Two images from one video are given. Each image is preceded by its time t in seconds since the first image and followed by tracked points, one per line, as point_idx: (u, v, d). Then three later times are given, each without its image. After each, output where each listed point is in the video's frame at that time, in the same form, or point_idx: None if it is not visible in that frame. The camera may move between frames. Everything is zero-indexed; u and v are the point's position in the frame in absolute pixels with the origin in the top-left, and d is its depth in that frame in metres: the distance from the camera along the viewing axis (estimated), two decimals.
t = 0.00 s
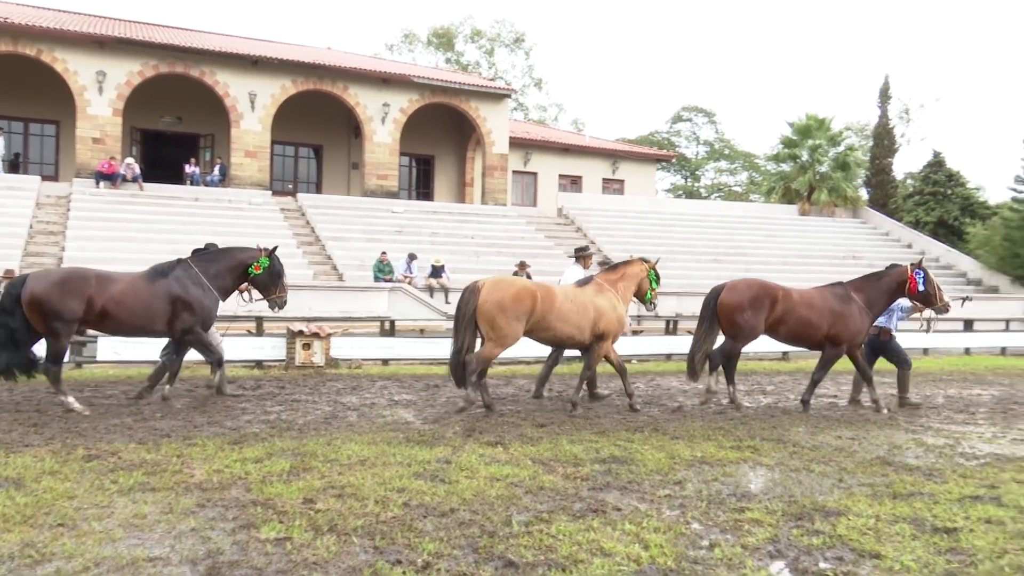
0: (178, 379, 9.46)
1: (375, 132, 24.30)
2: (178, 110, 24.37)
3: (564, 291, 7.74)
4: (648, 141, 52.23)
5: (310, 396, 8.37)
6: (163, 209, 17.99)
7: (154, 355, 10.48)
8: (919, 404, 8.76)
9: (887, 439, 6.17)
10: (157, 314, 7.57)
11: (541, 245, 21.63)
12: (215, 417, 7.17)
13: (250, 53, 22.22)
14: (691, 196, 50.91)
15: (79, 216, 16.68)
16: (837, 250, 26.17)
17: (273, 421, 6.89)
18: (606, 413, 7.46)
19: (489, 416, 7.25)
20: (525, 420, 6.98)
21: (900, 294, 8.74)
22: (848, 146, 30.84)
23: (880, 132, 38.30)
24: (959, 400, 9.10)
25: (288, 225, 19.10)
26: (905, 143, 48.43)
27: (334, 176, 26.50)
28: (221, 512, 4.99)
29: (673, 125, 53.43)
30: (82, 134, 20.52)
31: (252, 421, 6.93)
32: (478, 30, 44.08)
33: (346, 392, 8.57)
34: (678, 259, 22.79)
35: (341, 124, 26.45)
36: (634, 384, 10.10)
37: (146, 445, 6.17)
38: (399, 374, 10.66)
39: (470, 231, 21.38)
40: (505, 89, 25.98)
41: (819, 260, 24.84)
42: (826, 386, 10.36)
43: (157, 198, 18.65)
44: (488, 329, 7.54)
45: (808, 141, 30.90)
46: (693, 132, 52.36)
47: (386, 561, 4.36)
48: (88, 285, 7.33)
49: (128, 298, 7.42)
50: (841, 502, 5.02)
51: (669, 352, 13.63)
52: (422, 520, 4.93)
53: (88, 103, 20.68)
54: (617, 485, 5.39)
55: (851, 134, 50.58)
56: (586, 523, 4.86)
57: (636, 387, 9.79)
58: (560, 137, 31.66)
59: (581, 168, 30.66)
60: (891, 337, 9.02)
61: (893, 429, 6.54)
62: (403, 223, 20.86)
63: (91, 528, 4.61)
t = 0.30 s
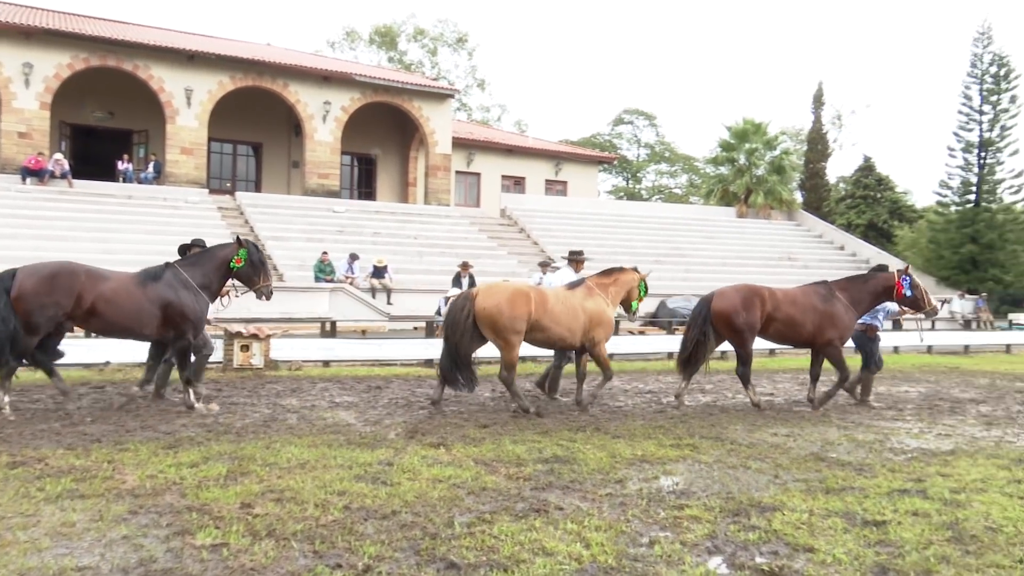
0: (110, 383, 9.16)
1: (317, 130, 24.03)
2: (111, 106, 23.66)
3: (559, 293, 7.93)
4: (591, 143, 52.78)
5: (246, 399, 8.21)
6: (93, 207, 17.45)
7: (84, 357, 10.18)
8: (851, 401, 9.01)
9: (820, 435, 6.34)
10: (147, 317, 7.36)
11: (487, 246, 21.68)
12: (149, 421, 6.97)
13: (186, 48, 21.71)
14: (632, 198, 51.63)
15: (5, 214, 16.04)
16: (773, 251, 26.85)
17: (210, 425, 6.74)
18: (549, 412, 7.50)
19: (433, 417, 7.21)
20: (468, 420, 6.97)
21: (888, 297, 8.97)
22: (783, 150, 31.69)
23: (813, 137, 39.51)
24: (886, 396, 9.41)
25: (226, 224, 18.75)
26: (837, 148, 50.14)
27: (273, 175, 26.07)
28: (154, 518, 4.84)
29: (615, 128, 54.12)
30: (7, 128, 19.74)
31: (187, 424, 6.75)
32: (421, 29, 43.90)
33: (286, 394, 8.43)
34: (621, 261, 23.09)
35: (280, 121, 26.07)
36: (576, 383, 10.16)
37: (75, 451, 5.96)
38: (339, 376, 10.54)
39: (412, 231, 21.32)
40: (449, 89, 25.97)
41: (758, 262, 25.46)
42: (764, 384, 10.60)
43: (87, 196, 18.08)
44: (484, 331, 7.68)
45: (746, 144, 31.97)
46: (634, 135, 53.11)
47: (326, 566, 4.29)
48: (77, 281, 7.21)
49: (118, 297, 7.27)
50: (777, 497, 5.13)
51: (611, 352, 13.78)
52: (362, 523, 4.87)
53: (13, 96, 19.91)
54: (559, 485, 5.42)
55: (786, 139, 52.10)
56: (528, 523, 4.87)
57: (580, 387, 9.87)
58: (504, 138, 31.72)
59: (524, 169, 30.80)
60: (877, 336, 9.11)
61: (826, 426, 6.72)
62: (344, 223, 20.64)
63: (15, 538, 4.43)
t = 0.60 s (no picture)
0: (75, 385, 8.99)
1: (287, 130, 23.86)
2: (75, 102, 23.30)
3: (581, 294, 8.11)
4: (563, 143, 52.90)
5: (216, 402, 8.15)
6: (57, 205, 17.18)
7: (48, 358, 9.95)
8: (819, 400, 9.12)
9: (788, 434, 6.41)
10: (169, 318, 7.51)
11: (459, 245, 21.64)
12: (116, 423, 6.87)
13: (154, 45, 21.42)
14: (604, 199, 51.88)
15: None
16: (742, 252, 27.12)
17: (177, 426, 6.66)
18: (521, 412, 7.51)
19: (402, 418, 7.17)
20: (440, 421, 6.95)
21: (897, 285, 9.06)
22: (753, 152, 32.11)
23: (784, 139, 39.96)
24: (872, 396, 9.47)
25: (194, 223, 18.57)
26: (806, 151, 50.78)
27: (242, 173, 25.91)
28: (120, 522, 4.77)
29: (587, 128, 54.30)
30: None
31: (155, 426, 6.66)
32: (393, 28, 43.71)
33: (256, 395, 8.36)
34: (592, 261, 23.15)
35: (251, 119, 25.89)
36: (547, 385, 10.18)
37: (38, 453, 5.85)
38: (309, 377, 10.47)
39: (384, 230, 21.25)
40: (421, 89, 25.92)
41: (730, 262, 25.70)
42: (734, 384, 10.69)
43: (50, 193, 17.80)
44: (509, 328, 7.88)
45: (716, 146, 32.17)
46: (606, 136, 53.32)
47: (296, 567, 4.25)
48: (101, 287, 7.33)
49: (142, 300, 7.42)
50: (746, 495, 5.18)
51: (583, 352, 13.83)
52: (333, 524, 4.84)
53: None
54: (530, 484, 5.42)
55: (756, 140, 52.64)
56: (499, 523, 4.87)
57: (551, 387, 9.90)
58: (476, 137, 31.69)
59: (497, 169, 30.81)
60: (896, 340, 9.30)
61: (795, 425, 6.79)
62: (315, 222, 20.51)
63: None
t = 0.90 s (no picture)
0: None
1: (217, 116, 23.06)
2: None
3: (578, 297, 7.95)
4: (515, 135, 52.65)
5: (142, 413, 7.67)
6: None
7: None
8: (773, 404, 9.03)
9: (747, 440, 6.24)
10: (151, 321, 7.24)
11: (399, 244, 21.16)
12: (27, 435, 6.38)
13: (70, 24, 20.49)
14: (557, 194, 51.84)
15: None
16: (703, 251, 27.25)
17: (96, 439, 6.19)
18: (470, 420, 7.23)
19: (344, 427, 6.81)
20: (383, 430, 6.61)
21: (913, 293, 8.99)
22: (712, 147, 32.07)
23: (743, 134, 40.29)
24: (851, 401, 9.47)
25: (112, 217, 17.94)
26: (761, 147, 51.33)
27: (168, 162, 24.97)
28: (28, 543, 4.33)
29: (541, 121, 54.09)
30: None
31: (70, 439, 6.18)
32: (333, 10, 42.89)
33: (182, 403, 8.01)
34: (543, 259, 22.92)
35: (179, 107, 25.02)
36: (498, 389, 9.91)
37: None
38: (247, 383, 10.03)
39: (323, 226, 20.73)
40: (361, 76, 25.37)
41: (684, 261, 25.82)
42: (689, 387, 10.58)
43: None
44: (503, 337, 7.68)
45: (673, 140, 32.23)
46: (559, 128, 53.25)
47: None
48: (80, 290, 6.95)
49: (123, 303, 7.10)
50: (702, 504, 4.97)
51: (536, 356, 13.57)
52: (266, 542, 4.47)
53: None
54: (478, 496, 5.14)
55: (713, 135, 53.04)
56: (444, 537, 4.57)
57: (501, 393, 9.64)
58: (421, 129, 31.18)
59: (444, 163, 30.44)
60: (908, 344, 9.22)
61: (755, 430, 6.63)
62: (246, 216, 19.90)
63: None
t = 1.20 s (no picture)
0: None
1: (168, 113, 22.65)
2: None
3: (585, 294, 8.30)
4: (472, 135, 52.59)
5: (86, 414, 7.50)
6: None
7: None
8: (729, 403, 9.14)
9: (701, 438, 6.30)
10: (161, 319, 7.40)
11: (352, 243, 21.01)
12: None
13: (14, 16, 19.95)
14: (515, 193, 51.94)
15: None
16: (659, 251, 27.53)
17: (41, 442, 6.04)
18: (426, 420, 7.20)
19: (299, 428, 6.74)
20: (338, 430, 6.55)
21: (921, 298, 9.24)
22: (668, 147, 32.21)
23: (698, 135, 40.76)
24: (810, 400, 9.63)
25: (58, 214, 17.57)
26: (716, 148, 51.99)
27: (117, 159, 24.49)
28: None
29: (497, 120, 54.08)
30: None
31: (13, 443, 6.01)
32: (287, 6, 42.37)
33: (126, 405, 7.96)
34: (500, 258, 22.99)
35: (128, 102, 24.54)
36: (456, 389, 9.88)
37: None
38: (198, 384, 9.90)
39: (277, 226, 20.52)
40: (316, 73, 25.16)
41: (640, 259, 26.10)
42: (646, 387, 10.69)
43: None
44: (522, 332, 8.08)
45: (630, 140, 32.35)
46: (517, 128, 53.33)
47: None
48: (92, 285, 7.14)
49: (134, 299, 7.27)
50: (658, 502, 5.00)
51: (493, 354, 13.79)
52: (217, 545, 4.39)
53: None
54: (435, 496, 5.12)
55: (670, 136, 53.58)
56: (401, 538, 4.54)
57: (457, 392, 9.63)
58: (377, 127, 30.98)
59: (400, 162, 30.27)
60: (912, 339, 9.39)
61: (708, 429, 6.69)
62: (197, 214, 19.64)
63: None
